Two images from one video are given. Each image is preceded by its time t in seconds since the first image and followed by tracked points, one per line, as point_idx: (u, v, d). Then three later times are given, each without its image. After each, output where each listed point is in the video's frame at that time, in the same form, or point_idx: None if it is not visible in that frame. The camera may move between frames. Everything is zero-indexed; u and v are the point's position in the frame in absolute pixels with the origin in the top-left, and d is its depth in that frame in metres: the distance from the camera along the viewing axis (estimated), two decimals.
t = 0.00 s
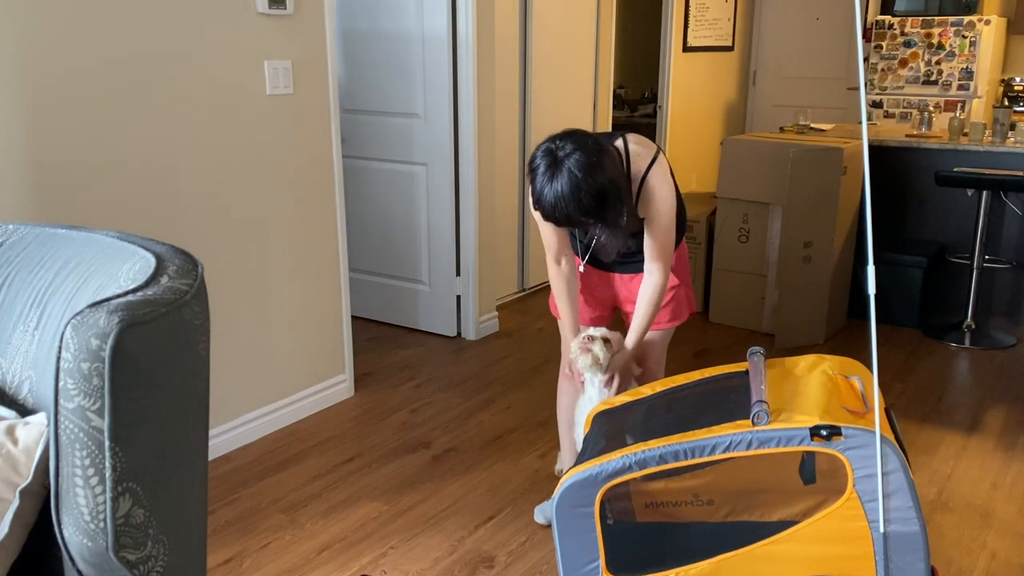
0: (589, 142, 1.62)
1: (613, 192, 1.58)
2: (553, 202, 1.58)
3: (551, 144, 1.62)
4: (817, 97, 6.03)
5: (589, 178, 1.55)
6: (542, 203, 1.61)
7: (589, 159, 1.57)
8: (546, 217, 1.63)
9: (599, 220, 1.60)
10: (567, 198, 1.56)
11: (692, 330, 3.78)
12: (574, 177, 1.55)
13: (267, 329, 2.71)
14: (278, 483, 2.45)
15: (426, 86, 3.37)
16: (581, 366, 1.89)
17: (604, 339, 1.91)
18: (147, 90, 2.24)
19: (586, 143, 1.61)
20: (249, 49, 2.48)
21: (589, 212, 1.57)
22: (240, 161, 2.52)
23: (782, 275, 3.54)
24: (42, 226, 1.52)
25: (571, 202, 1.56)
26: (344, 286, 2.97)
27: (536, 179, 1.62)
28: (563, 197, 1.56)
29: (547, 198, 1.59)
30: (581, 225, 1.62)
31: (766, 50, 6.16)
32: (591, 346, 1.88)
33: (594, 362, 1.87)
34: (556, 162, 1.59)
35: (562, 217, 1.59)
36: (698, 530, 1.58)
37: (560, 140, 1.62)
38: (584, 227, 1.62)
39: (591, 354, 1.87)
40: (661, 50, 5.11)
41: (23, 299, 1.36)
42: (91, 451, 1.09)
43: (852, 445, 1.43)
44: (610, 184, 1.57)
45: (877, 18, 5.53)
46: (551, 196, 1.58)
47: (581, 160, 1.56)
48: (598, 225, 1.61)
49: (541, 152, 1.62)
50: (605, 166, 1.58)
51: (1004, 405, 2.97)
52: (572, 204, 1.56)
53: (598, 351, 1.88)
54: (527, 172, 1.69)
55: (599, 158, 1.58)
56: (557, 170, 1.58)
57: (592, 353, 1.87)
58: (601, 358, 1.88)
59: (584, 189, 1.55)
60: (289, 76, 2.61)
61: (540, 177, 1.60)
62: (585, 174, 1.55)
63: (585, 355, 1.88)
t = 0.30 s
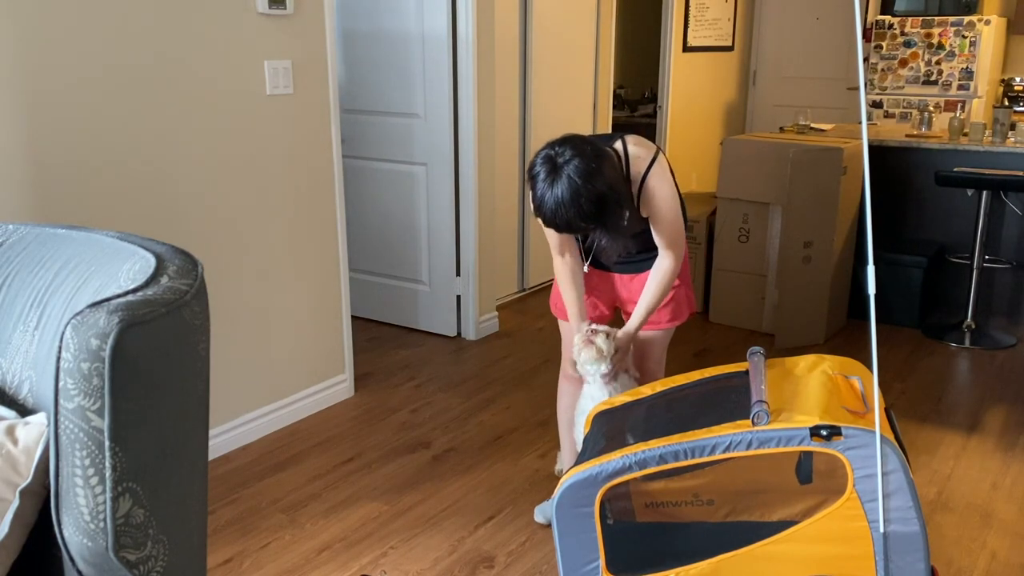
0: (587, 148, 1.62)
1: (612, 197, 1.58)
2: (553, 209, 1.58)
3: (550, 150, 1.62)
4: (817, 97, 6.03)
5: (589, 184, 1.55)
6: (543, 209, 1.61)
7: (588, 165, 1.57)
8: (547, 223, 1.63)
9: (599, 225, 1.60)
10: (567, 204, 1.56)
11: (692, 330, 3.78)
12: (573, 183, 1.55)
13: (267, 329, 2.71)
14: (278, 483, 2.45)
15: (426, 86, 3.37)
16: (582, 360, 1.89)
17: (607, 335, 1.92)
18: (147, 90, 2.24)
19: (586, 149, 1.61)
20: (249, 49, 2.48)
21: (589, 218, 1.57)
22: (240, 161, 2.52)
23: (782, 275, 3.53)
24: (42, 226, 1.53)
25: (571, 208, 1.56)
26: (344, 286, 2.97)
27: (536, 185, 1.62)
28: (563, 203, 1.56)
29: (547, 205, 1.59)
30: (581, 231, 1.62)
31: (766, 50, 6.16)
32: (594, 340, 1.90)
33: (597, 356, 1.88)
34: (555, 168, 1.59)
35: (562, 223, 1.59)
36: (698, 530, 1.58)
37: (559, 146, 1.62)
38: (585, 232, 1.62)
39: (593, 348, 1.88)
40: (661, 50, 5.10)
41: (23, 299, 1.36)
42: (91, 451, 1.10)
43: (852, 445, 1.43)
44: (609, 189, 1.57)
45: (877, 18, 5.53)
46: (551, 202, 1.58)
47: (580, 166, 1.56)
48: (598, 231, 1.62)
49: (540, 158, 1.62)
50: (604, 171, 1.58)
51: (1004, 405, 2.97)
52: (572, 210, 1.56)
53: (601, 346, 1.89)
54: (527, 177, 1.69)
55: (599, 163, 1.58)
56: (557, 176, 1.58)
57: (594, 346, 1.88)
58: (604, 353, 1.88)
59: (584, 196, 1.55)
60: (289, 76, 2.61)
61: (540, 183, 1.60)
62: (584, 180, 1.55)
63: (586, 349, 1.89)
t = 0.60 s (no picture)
0: (590, 144, 1.62)
1: (615, 194, 1.58)
2: (555, 205, 1.58)
3: (552, 147, 1.62)
4: (817, 97, 6.03)
5: (591, 180, 1.55)
6: (544, 206, 1.61)
7: (590, 161, 1.56)
8: (549, 220, 1.63)
9: (601, 222, 1.60)
10: (568, 200, 1.56)
11: (692, 330, 3.78)
12: (575, 180, 1.55)
13: (267, 329, 2.71)
14: (278, 483, 2.45)
15: (426, 86, 3.37)
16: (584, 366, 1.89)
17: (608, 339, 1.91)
18: (147, 90, 2.24)
19: (588, 146, 1.61)
20: (249, 49, 2.48)
21: (592, 214, 1.57)
22: (240, 161, 2.51)
23: (782, 275, 3.53)
24: (42, 226, 1.52)
25: (573, 205, 1.56)
26: (344, 286, 2.96)
27: (538, 182, 1.62)
28: (565, 199, 1.56)
29: (549, 202, 1.59)
30: (583, 228, 1.62)
31: (766, 50, 6.16)
32: (595, 345, 1.89)
33: (598, 362, 1.87)
34: (557, 164, 1.59)
35: (564, 220, 1.59)
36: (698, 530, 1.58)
37: (561, 143, 1.62)
38: (587, 229, 1.62)
39: (595, 353, 1.88)
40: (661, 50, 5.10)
41: (23, 299, 1.36)
42: (91, 451, 1.09)
43: (852, 445, 1.43)
44: (611, 186, 1.57)
45: (877, 18, 5.53)
46: (553, 199, 1.58)
47: (582, 162, 1.56)
48: (600, 227, 1.62)
49: (542, 155, 1.62)
50: (606, 168, 1.58)
51: (1004, 405, 2.97)
52: (574, 206, 1.56)
53: (603, 351, 1.88)
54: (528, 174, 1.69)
55: (601, 160, 1.58)
56: (559, 172, 1.57)
57: (596, 353, 1.88)
58: (605, 358, 1.88)
59: (586, 192, 1.55)
60: (289, 76, 2.60)
61: (541, 180, 1.60)
62: (587, 177, 1.55)
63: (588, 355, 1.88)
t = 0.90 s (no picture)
0: (591, 146, 1.62)
1: (616, 195, 1.58)
2: (556, 207, 1.58)
3: (553, 149, 1.62)
4: (817, 97, 6.03)
5: (592, 182, 1.55)
6: (546, 208, 1.61)
7: (591, 163, 1.57)
8: (550, 222, 1.63)
9: (603, 224, 1.60)
10: (570, 202, 1.56)
11: (691, 330, 3.78)
12: (577, 182, 1.55)
13: (267, 328, 2.71)
14: (278, 483, 2.45)
15: (426, 86, 3.37)
16: (582, 366, 1.89)
17: (606, 339, 1.92)
18: (147, 90, 2.24)
19: (589, 148, 1.61)
20: (249, 49, 2.48)
21: (593, 216, 1.57)
22: (240, 161, 2.51)
23: (782, 275, 3.53)
24: (41, 226, 1.53)
25: (575, 207, 1.56)
26: (344, 286, 2.97)
27: (539, 184, 1.62)
28: (566, 201, 1.56)
29: (550, 204, 1.59)
30: (584, 230, 1.62)
31: (766, 51, 6.16)
32: (593, 345, 1.90)
33: (597, 362, 1.87)
34: (558, 166, 1.59)
35: (566, 222, 1.59)
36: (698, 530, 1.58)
37: (562, 145, 1.62)
38: (588, 231, 1.62)
39: (592, 353, 1.88)
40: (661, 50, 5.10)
41: (23, 299, 1.36)
42: (91, 451, 1.10)
43: (852, 445, 1.43)
44: (612, 187, 1.57)
45: (877, 18, 5.53)
46: (554, 201, 1.58)
47: (583, 164, 1.56)
48: (602, 229, 1.62)
49: (543, 157, 1.62)
50: (607, 169, 1.58)
51: (1004, 405, 2.97)
52: (575, 208, 1.56)
53: (600, 351, 1.88)
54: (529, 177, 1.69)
55: (602, 162, 1.59)
56: (560, 175, 1.58)
57: (595, 352, 1.88)
58: (604, 357, 1.88)
59: (587, 194, 1.55)
60: (289, 76, 2.60)
61: (543, 182, 1.61)
62: (588, 179, 1.55)
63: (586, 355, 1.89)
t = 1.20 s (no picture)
0: (593, 146, 1.62)
1: (618, 194, 1.59)
2: (560, 207, 1.58)
3: (555, 149, 1.62)
4: (817, 97, 6.03)
5: (595, 181, 1.55)
6: (549, 209, 1.60)
7: (594, 161, 1.57)
8: (553, 221, 1.62)
9: (606, 223, 1.59)
10: (573, 201, 1.56)
11: (691, 330, 3.78)
12: (580, 181, 1.55)
13: (267, 329, 2.71)
14: (278, 483, 2.45)
15: (426, 86, 3.37)
16: (585, 368, 1.88)
17: (610, 343, 1.91)
18: (147, 90, 2.24)
19: (591, 148, 1.61)
20: (249, 49, 2.48)
21: (596, 215, 1.57)
22: (240, 161, 2.51)
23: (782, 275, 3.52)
24: (42, 226, 1.53)
25: (578, 205, 1.55)
26: (344, 286, 2.96)
27: (542, 184, 1.62)
28: (570, 200, 1.56)
29: (553, 203, 1.59)
30: (587, 230, 1.61)
31: (766, 51, 6.16)
32: (597, 348, 1.89)
33: (599, 366, 1.87)
34: (561, 166, 1.59)
35: (569, 221, 1.59)
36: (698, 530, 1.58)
37: (564, 145, 1.63)
38: (591, 231, 1.62)
39: (596, 357, 1.87)
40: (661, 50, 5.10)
41: (23, 300, 1.36)
42: (91, 451, 1.10)
43: (852, 445, 1.43)
44: (615, 186, 1.57)
45: (877, 18, 5.53)
46: (557, 201, 1.57)
47: (586, 163, 1.56)
48: (604, 229, 1.62)
49: (546, 157, 1.62)
50: (610, 169, 1.58)
51: (1004, 405, 2.97)
52: (579, 207, 1.55)
53: (604, 355, 1.88)
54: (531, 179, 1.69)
55: (604, 161, 1.59)
56: (563, 174, 1.57)
57: (598, 356, 1.87)
58: (607, 362, 1.87)
59: (591, 193, 1.55)
60: (289, 76, 2.60)
61: (545, 182, 1.60)
62: (591, 178, 1.55)
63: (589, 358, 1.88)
